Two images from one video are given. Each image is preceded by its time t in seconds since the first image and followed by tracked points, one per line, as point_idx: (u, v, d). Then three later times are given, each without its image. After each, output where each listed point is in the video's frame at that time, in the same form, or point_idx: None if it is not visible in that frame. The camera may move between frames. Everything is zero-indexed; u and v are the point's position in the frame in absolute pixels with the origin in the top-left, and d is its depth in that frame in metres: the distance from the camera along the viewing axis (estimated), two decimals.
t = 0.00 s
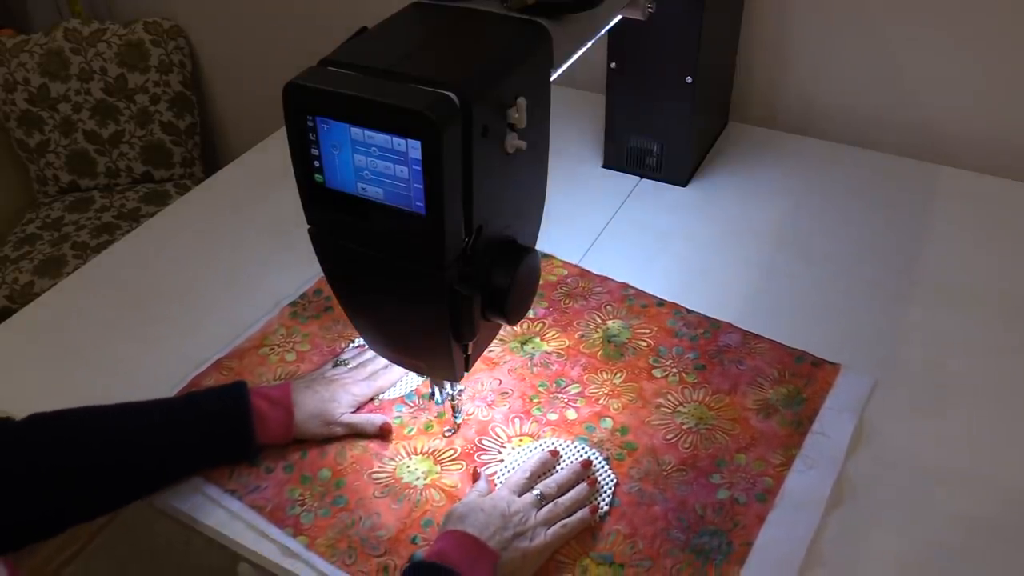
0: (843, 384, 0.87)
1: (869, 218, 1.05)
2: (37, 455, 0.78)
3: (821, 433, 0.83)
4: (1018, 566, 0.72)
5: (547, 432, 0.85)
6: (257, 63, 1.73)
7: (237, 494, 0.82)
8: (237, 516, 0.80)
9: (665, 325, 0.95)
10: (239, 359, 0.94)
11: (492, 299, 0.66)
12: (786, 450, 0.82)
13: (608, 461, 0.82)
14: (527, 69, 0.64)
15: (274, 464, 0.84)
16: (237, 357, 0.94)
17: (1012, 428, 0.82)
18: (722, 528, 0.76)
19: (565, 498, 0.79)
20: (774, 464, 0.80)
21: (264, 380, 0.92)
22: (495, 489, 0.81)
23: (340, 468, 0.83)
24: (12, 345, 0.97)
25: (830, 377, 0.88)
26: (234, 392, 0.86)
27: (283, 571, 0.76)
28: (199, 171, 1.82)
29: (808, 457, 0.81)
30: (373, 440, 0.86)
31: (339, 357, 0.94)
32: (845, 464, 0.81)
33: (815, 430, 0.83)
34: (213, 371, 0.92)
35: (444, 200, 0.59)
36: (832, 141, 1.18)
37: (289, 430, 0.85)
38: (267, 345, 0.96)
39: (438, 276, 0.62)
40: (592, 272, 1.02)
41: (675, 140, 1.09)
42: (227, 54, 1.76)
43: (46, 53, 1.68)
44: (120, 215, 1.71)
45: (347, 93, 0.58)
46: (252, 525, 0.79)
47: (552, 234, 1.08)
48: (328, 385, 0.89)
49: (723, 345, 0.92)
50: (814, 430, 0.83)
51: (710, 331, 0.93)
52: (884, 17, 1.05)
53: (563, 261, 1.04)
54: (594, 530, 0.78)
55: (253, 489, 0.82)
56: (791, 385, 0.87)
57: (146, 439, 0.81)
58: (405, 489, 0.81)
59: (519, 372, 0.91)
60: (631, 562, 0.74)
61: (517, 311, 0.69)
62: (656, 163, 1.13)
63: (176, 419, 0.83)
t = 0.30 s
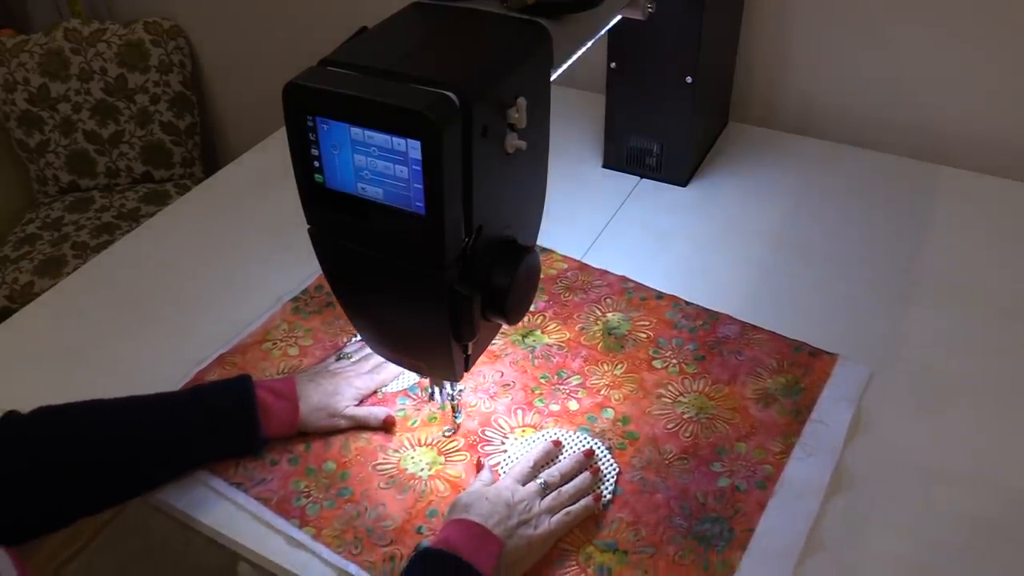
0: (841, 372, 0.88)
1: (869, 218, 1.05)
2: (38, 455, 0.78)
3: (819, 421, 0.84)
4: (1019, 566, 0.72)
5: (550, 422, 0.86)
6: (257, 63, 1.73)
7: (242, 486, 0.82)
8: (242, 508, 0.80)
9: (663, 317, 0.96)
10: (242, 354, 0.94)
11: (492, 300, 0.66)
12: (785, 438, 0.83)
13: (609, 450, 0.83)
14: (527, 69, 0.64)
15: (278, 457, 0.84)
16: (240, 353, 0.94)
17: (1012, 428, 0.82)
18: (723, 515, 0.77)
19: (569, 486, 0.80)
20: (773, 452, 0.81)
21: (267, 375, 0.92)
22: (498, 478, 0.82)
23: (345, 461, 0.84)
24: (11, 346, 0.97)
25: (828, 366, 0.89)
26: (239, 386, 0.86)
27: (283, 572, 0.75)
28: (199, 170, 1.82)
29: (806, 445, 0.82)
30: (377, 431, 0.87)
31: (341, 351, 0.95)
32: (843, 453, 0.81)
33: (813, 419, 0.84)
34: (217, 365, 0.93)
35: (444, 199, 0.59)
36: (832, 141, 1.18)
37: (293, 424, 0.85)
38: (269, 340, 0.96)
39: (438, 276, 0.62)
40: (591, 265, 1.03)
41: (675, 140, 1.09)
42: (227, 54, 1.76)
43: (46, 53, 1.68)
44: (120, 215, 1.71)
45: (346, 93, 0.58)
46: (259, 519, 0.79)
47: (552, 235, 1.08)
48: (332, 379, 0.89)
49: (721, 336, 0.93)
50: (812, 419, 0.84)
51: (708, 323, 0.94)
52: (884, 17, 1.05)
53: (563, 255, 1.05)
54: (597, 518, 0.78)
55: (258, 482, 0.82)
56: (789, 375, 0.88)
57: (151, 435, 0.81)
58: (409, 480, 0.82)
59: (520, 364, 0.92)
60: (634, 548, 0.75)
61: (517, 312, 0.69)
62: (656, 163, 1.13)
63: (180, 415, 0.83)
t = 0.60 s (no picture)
0: (833, 360, 0.89)
1: (869, 217, 1.05)
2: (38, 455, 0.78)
3: (814, 406, 0.85)
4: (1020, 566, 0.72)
5: (549, 410, 0.87)
6: (257, 63, 1.73)
7: (247, 474, 0.82)
8: (247, 496, 0.80)
9: (660, 306, 0.97)
10: (244, 345, 0.95)
11: (492, 299, 0.66)
12: (780, 423, 0.84)
13: (608, 436, 0.84)
14: (528, 69, 0.65)
15: (281, 446, 0.85)
16: (242, 344, 0.95)
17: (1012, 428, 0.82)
18: (721, 498, 0.78)
19: (569, 471, 0.80)
20: (769, 437, 0.83)
21: (270, 365, 0.93)
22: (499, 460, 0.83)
23: (347, 448, 0.84)
24: (11, 347, 0.97)
25: (822, 354, 0.90)
26: (240, 375, 0.86)
27: (283, 572, 0.75)
28: (199, 170, 1.82)
29: (801, 429, 0.83)
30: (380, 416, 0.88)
31: (342, 341, 0.96)
32: (838, 434, 0.83)
33: (808, 404, 0.85)
34: (219, 357, 0.93)
35: (444, 199, 0.59)
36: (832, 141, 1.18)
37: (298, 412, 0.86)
38: (271, 331, 0.97)
39: (438, 276, 0.62)
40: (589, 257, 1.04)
41: (674, 140, 1.09)
42: (227, 55, 1.76)
43: (45, 53, 1.67)
44: (120, 215, 1.71)
45: (347, 93, 0.59)
46: (265, 507, 0.79)
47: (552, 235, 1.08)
48: (334, 367, 0.90)
49: (718, 325, 0.94)
50: (807, 404, 0.85)
51: (704, 311, 0.96)
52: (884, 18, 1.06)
53: (559, 246, 1.06)
54: (596, 501, 0.79)
55: (263, 470, 0.82)
56: (784, 362, 0.89)
57: (153, 432, 0.81)
58: (411, 466, 0.82)
59: (519, 354, 0.93)
60: (634, 531, 0.76)
61: (517, 311, 0.69)
62: (655, 163, 1.13)
63: (182, 413, 0.83)
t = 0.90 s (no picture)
0: (820, 347, 0.90)
1: (869, 216, 1.05)
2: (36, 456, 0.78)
3: (800, 394, 0.86)
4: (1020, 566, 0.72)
5: (539, 398, 0.88)
6: (258, 64, 1.73)
7: (241, 464, 0.82)
8: (242, 486, 0.80)
9: (648, 297, 0.97)
10: (238, 338, 0.95)
11: (492, 299, 0.66)
12: (767, 410, 0.85)
13: (597, 423, 0.85)
14: (528, 69, 0.64)
15: (275, 436, 0.85)
16: (236, 336, 0.95)
17: (1012, 427, 0.82)
18: (708, 483, 0.79)
19: (561, 457, 0.80)
20: (755, 424, 0.84)
21: (263, 357, 0.93)
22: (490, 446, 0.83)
23: (340, 437, 0.84)
24: (12, 347, 0.97)
25: (807, 342, 0.91)
26: (234, 367, 0.86)
27: (283, 571, 0.74)
28: (199, 170, 1.81)
29: (787, 415, 0.84)
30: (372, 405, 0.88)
31: (334, 333, 0.96)
32: (823, 419, 0.84)
33: (794, 391, 0.87)
34: (213, 349, 0.94)
35: (444, 198, 0.59)
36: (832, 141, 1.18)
37: (293, 402, 0.85)
38: (264, 324, 0.97)
39: (438, 275, 0.62)
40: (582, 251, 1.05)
41: (674, 139, 1.09)
42: (227, 55, 1.76)
43: (45, 53, 1.67)
44: (120, 215, 1.71)
45: (347, 93, 0.58)
46: (259, 496, 0.79)
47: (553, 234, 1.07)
48: (326, 358, 0.90)
49: (705, 314, 0.95)
50: (793, 391, 0.87)
51: (692, 302, 0.97)
52: (885, 19, 1.05)
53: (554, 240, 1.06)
54: (585, 486, 0.80)
55: (257, 459, 0.82)
56: (770, 350, 0.91)
57: (146, 427, 0.81)
58: (403, 455, 0.83)
59: (509, 344, 0.93)
60: (622, 515, 0.77)
61: (517, 311, 0.69)
62: (655, 163, 1.13)
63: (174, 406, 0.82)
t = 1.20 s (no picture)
0: (799, 350, 0.90)
1: (868, 216, 1.05)
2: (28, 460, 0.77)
3: (780, 395, 0.86)
4: (1020, 565, 0.72)
5: (518, 398, 0.88)
6: (258, 64, 1.73)
7: (220, 462, 0.83)
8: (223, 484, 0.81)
9: (631, 298, 0.98)
10: (222, 337, 0.96)
11: (492, 300, 0.66)
12: (746, 412, 0.85)
13: (575, 424, 0.85)
14: (528, 69, 0.65)
15: (255, 434, 0.85)
16: (220, 336, 0.96)
17: (1012, 427, 0.82)
18: (684, 484, 0.79)
19: (541, 461, 0.81)
20: (734, 424, 0.84)
21: (247, 356, 0.94)
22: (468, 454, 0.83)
23: (319, 436, 0.85)
24: (12, 346, 0.97)
25: (789, 343, 0.91)
26: (217, 366, 0.87)
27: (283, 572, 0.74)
28: (199, 170, 1.81)
29: (766, 416, 0.84)
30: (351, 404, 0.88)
31: (316, 332, 0.96)
32: (801, 421, 0.84)
33: (774, 392, 0.86)
34: (196, 348, 0.94)
35: (444, 199, 0.59)
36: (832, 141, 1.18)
37: (274, 401, 0.86)
38: (248, 323, 0.97)
39: (438, 276, 0.62)
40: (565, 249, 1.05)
41: (674, 139, 1.09)
42: (228, 55, 1.76)
43: (45, 53, 1.67)
44: (120, 215, 1.71)
45: (347, 93, 0.58)
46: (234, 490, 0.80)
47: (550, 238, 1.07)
48: (307, 358, 0.90)
49: (687, 316, 0.95)
50: (773, 392, 0.86)
51: (674, 303, 0.97)
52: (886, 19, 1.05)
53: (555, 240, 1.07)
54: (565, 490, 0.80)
55: (236, 457, 0.83)
56: (751, 351, 0.91)
57: (131, 428, 0.81)
58: (382, 454, 0.83)
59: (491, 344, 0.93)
60: (597, 516, 0.77)
61: (517, 311, 0.69)
62: (655, 163, 1.13)
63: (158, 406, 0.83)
